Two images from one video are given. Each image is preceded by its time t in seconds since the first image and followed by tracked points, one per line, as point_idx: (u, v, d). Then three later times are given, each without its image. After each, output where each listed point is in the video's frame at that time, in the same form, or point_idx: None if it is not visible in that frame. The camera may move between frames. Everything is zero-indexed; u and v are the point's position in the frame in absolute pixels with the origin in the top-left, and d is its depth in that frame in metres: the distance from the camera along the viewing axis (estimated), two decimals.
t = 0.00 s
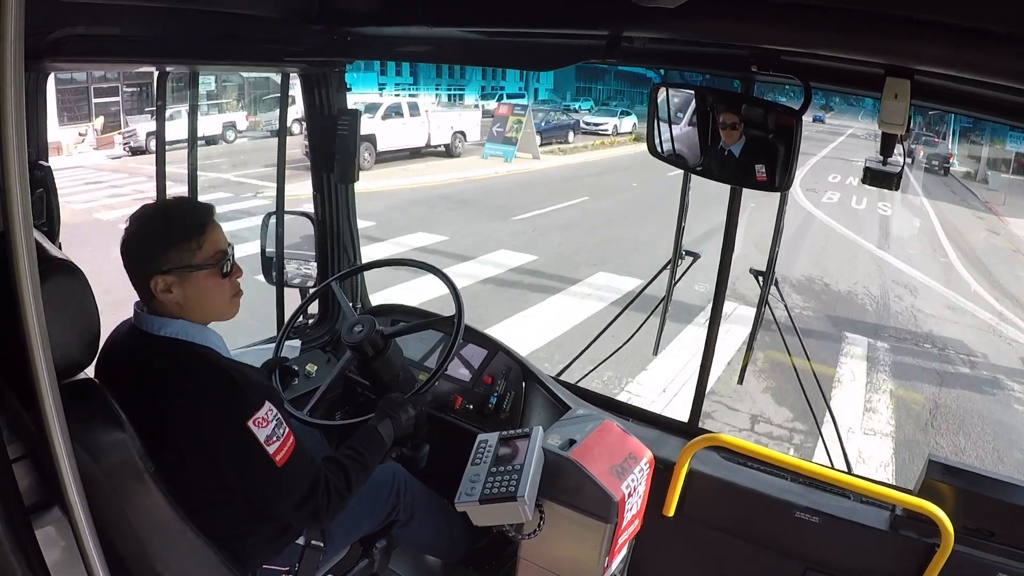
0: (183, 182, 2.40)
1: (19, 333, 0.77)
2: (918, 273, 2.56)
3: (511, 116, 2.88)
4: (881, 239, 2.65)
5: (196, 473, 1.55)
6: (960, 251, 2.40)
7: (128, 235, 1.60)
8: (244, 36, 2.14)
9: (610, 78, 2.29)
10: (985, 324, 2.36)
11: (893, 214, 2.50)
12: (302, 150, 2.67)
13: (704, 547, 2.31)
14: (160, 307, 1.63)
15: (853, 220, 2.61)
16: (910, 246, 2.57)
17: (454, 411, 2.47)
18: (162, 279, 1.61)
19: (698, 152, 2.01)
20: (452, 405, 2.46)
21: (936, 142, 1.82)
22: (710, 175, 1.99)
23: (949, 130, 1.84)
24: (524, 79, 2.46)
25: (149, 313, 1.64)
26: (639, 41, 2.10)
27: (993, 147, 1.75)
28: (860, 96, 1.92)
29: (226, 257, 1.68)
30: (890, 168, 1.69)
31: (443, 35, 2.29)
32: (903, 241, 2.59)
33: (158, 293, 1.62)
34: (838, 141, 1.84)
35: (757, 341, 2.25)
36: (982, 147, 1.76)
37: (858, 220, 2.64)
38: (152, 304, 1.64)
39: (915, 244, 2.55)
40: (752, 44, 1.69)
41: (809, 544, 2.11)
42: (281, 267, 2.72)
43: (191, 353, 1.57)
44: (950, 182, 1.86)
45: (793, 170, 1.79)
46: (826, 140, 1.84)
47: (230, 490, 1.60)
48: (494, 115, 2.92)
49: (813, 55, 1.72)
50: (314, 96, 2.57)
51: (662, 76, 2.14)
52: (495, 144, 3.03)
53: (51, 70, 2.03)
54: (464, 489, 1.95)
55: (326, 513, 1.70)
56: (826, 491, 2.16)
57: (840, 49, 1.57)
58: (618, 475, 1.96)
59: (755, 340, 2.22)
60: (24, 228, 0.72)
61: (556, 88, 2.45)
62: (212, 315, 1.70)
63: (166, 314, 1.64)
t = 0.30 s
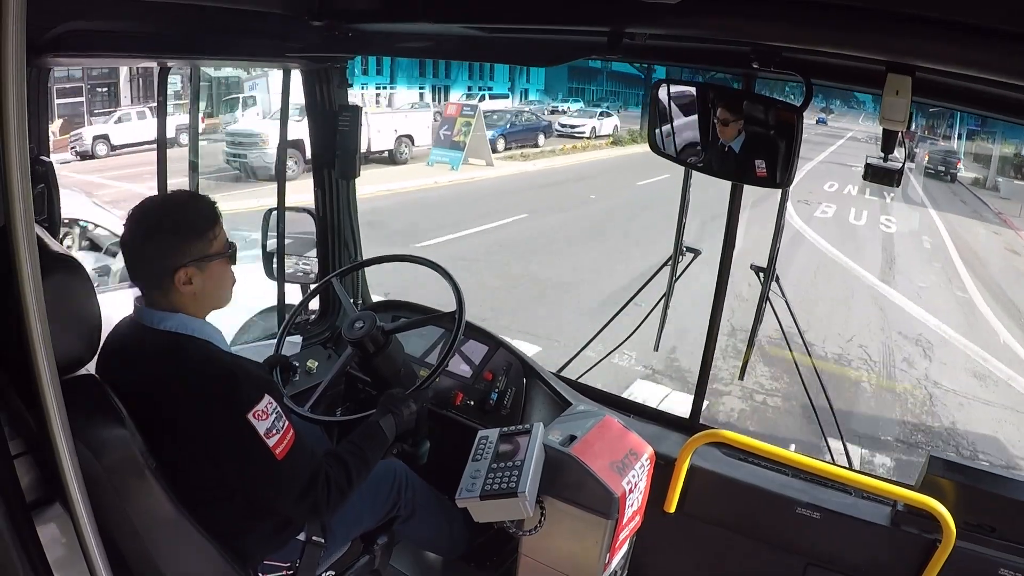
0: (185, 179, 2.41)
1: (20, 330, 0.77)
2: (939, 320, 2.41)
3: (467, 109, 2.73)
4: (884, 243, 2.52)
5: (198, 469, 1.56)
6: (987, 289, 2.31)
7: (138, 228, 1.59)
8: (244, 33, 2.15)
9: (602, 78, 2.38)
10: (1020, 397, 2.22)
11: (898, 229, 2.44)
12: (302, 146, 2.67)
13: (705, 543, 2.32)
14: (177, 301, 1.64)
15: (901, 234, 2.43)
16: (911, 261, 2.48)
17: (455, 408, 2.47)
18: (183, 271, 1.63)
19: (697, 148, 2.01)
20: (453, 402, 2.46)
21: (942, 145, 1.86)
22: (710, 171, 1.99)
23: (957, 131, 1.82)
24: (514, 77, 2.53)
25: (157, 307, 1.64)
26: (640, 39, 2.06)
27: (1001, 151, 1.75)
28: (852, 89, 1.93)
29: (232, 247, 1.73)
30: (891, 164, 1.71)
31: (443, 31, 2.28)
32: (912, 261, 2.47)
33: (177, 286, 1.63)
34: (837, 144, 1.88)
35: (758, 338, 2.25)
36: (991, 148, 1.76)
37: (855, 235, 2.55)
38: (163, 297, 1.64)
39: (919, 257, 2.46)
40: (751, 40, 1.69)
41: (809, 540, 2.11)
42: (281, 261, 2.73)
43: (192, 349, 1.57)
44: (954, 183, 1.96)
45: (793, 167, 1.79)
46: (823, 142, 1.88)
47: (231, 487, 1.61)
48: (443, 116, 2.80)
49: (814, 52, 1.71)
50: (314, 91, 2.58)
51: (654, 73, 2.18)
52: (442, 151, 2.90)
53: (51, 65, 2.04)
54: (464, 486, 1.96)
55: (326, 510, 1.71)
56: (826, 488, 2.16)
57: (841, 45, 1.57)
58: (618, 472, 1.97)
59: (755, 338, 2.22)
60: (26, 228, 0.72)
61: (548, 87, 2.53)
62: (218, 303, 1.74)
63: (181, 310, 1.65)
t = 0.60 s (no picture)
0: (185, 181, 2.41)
1: (19, 330, 0.77)
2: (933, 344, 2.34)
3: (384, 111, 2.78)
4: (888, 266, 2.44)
5: (196, 471, 1.56)
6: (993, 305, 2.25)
7: (132, 234, 1.59)
8: (243, 35, 2.15)
9: (591, 79, 2.39)
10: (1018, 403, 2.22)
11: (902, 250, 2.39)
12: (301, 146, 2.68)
13: (704, 544, 2.31)
14: (176, 305, 1.64)
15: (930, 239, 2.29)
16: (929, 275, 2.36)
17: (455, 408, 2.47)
18: (180, 276, 1.64)
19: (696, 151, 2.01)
20: (453, 402, 2.47)
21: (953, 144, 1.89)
22: (709, 172, 1.99)
23: (963, 129, 1.83)
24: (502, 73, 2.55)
25: (155, 312, 1.64)
26: (638, 40, 2.06)
27: (1009, 150, 1.77)
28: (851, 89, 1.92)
29: (225, 250, 1.74)
30: (890, 163, 1.70)
31: (442, 32, 2.28)
32: (918, 284, 2.38)
33: (176, 290, 1.64)
34: (836, 143, 1.93)
35: (757, 339, 2.25)
36: (998, 147, 1.78)
37: (851, 258, 2.48)
38: (158, 303, 1.63)
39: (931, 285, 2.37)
40: (750, 40, 1.69)
41: (809, 540, 2.11)
42: (281, 262, 2.70)
43: (191, 350, 1.58)
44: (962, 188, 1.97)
45: (792, 166, 1.79)
46: (822, 143, 1.91)
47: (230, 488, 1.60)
48: (374, 122, 2.80)
49: (812, 51, 1.71)
50: (313, 92, 2.57)
51: (654, 74, 2.20)
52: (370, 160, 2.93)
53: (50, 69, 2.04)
54: (464, 486, 1.96)
55: (326, 511, 1.71)
56: (826, 488, 2.17)
57: (839, 45, 1.57)
58: (618, 472, 1.97)
59: (755, 338, 2.22)
60: (25, 225, 0.72)
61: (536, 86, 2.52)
62: (214, 307, 1.74)
63: (180, 314, 1.66)
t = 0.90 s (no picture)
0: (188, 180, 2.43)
1: (22, 327, 0.77)
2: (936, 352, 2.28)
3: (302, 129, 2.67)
4: (893, 307, 2.40)
5: (199, 470, 1.56)
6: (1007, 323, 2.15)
7: (139, 231, 1.59)
8: (245, 33, 2.15)
9: (583, 80, 2.42)
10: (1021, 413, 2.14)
11: (908, 285, 2.37)
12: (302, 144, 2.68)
13: (705, 543, 2.32)
14: (183, 301, 1.65)
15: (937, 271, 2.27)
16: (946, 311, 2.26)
17: (456, 406, 2.50)
18: (187, 272, 1.64)
19: (699, 148, 2.00)
20: (455, 400, 2.49)
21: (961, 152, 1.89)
22: (710, 171, 1.98)
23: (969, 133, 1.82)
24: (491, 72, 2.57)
25: (163, 308, 1.64)
26: (640, 37, 2.09)
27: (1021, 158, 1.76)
28: (848, 88, 1.92)
29: (232, 245, 1.74)
30: (892, 163, 1.70)
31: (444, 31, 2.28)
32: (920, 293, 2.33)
33: (183, 286, 1.64)
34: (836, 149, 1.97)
35: (758, 338, 2.25)
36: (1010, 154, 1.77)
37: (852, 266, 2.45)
38: (165, 299, 1.64)
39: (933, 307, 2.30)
40: (752, 39, 1.69)
41: (810, 539, 2.11)
42: (282, 261, 2.72)
43: (198, 347, 1.58)
44: (972, 200, 2.01)
45: (795, 165, 1.79)
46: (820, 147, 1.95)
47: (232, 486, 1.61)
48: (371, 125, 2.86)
49: (816, 48, 1.71)
50: (315, 90, 2.56)
51: (637, 78, 2.26)
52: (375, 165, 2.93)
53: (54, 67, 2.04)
54: (466, 485, 1.96)
55: (328, 509, 1.72)
56: (827, 487, 2.16)
57: (840, 44, 1.57)
58: (619, 471, 1.97)
59: (756, 338, 2.22)
60: (27, 221, 0.73)
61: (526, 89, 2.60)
62: (221, 302, 1.75)
63: (188, 309, 1.67)
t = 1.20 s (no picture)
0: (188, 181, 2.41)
1: (21, 327, 0.77)
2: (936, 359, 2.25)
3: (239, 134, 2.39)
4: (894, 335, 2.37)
5: (199, 472, 1.56)
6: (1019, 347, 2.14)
7: (139, 232, 1.59)
8: (245, 34, 2.15)
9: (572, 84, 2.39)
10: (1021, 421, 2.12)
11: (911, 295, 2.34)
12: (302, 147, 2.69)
13: (705, 545, 2.31)
14: (185, 302, 1.65)
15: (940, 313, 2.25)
16: (960, 343, 2.22)
17: (457, 407, 2.49)
18: (188, 274, 1.64)
19: (700, 151, 2.01)
20: (455, 401, 2.48)
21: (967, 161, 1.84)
22: (710, 172, 1.99)
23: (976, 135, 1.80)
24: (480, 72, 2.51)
25: (166, 308, 1.65)
26: (641, 39, 2.07)
27: None
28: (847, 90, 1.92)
29: (234, 247, 1.73)
30: (892, 164, 1.69)
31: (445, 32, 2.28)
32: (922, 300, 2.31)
33: (185, 288, 1.64)
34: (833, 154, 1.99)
35: (758, 339, 2.25)
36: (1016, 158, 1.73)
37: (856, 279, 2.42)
38: (168, 300, 1.64)
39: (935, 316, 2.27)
40: (752, 41, 1.69)
41: (811, 541, 2.11)
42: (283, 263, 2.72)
43: (201, 347, 1.59)
44: (983, 213, 1.95)
45: (796, 167, 1.78)
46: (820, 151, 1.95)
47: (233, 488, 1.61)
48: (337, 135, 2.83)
49: (816, 51, 1.71)
50: (317, 92, 2.58)
51: (613, 74, 2.28)
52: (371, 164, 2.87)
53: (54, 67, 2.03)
54: (465, 486, 1.96)
55: (329, 509, 1.72)
56: (827, 488, 2.16)
57: (840, 46, 1.57)
58: (619, 472, 1.97)
59: (757, 340, 2.22)
60: (27, 221, 0.73)
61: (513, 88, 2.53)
62: (223, 303, 1.75)
63: (190, 309, 1.67)
